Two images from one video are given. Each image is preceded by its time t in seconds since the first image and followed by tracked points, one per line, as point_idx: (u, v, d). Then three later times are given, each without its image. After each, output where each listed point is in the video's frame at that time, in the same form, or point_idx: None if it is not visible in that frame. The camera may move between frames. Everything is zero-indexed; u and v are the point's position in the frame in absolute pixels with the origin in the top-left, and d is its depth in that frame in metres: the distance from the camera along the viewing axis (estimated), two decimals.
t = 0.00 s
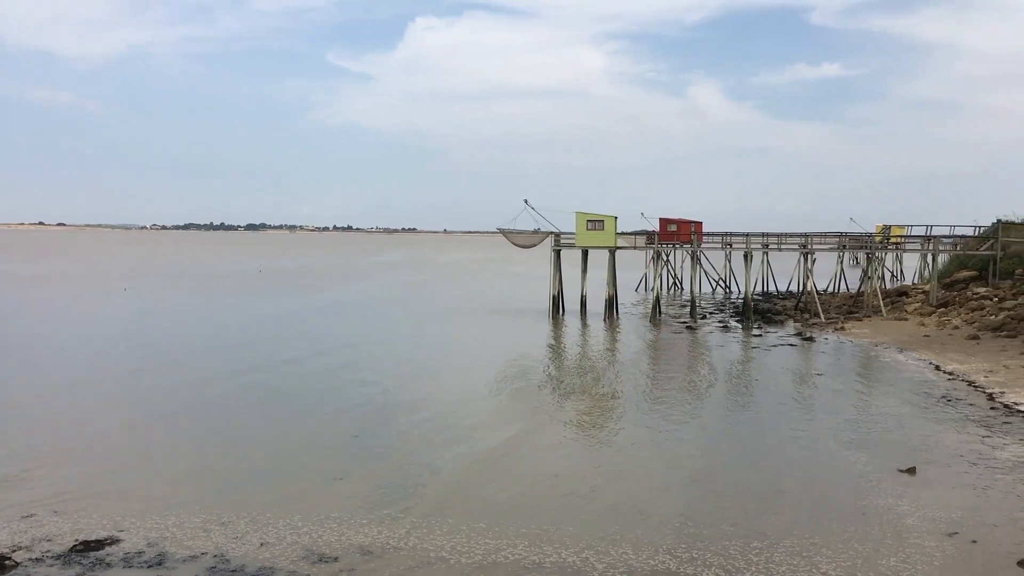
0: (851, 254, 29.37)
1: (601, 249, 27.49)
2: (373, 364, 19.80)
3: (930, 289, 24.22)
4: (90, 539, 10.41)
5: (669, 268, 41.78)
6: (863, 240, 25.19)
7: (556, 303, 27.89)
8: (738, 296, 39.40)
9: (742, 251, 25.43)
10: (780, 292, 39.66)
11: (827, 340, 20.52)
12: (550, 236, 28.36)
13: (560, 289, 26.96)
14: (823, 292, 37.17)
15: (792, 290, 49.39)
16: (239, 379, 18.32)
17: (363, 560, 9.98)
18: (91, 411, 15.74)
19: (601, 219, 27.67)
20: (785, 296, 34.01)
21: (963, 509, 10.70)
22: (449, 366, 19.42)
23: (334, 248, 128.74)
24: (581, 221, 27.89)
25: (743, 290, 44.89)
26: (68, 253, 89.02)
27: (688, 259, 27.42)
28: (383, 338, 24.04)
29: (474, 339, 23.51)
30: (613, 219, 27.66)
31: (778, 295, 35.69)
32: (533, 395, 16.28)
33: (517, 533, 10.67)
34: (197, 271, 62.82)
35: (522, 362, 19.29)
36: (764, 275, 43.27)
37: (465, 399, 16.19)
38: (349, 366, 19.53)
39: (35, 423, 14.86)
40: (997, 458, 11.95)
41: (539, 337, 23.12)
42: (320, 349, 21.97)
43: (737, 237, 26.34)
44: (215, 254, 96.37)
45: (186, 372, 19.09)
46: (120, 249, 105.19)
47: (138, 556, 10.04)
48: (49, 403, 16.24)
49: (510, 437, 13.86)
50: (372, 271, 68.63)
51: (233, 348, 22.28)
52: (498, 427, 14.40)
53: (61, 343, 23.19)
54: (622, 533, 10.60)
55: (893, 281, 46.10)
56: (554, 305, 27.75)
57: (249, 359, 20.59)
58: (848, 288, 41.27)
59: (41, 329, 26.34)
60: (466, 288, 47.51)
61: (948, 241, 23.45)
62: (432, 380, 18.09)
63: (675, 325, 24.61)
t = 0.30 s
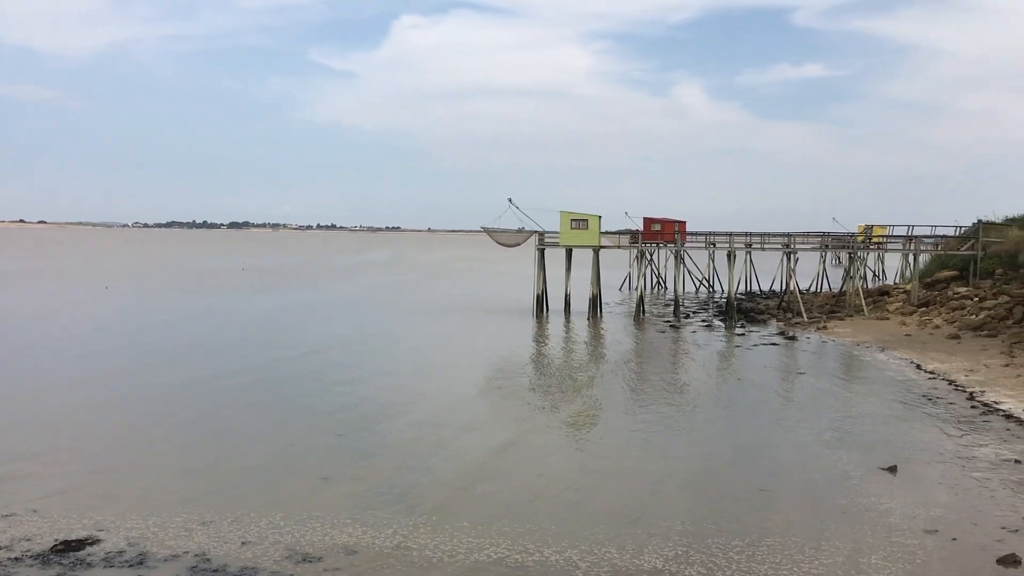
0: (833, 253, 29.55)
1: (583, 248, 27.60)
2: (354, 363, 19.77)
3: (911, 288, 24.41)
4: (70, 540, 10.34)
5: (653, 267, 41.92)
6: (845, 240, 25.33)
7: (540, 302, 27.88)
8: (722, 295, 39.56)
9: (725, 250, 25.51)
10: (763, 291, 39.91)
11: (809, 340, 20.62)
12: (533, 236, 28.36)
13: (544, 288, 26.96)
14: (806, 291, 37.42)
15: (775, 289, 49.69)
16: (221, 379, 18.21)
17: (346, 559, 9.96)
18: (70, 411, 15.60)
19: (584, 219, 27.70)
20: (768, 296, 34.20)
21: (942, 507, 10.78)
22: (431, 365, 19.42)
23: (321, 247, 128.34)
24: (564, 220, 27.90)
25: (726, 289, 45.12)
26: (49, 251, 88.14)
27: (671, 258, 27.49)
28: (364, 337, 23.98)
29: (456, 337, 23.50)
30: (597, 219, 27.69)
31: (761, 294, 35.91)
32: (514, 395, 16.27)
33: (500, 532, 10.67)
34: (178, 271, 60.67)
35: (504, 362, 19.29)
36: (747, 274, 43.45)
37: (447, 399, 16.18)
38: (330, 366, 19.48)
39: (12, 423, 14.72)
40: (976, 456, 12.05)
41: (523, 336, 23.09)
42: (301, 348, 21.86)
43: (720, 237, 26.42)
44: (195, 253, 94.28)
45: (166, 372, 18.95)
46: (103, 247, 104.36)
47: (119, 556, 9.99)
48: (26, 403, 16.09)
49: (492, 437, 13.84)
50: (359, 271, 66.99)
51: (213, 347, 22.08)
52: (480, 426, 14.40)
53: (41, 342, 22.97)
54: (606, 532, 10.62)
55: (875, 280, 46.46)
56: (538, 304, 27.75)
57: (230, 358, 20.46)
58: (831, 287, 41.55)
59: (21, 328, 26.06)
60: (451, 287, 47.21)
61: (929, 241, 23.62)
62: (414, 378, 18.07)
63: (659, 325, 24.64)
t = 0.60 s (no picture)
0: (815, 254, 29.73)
1: (564, 247, 27.69)
2: (334, 363, 19.72)
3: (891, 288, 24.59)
4: (48, 541, 10.27)
5: (636, 267, 42.07)
6: (827, 240, 25.47)
7: (523, 302, 27.88)
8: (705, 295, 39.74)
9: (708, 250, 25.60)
10: (745, 292, 40.12)
11: (790, 339, 20.73)
12: (517, 235, 28.36)
13: (527, 288, 26.95)
14: (788, 291, 37.68)
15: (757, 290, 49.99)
16: (201, 379, 18.10)
17: (328, 559, 9.94)
18: (47, 411, 15.46)
19: (567, 219, 27.75)
20: (750, 296, 34.35)
21: (921, 506, 10.87)
22: (412, 365, 19.41)
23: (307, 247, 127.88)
24: (548, 220, 27.93)
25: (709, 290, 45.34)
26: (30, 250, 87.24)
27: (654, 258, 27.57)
28: (346, 337, 23.92)
29: (437, 337, 23.49)
30: (580, 219, 27.74)
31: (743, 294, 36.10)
32: (496, 395, 16.27)
33: (482, 531, 10.67)
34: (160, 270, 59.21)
35: (486, 362, 19.29)
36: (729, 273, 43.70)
37: (428, 399, 16.17)
38: (310, 365, 19.42)
39: None
40: (955, 455, 12.16)
41: (506, 336, 23.08)
42: (280, 348, 21.77)
43: (702, 237, 26.51)
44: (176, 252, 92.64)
45: (145, 372, 18.83)
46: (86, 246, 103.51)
47: (98, 557, 9.94)
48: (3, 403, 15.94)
49: (474, 437, 13.83)
50: (344, 271, 65.87)
51: (192, 347, 21.92)
52: (461, 426, 14.39)
53: (20, 341, 22.76)
54: (587, 531, 10.64)
55: (855, 280, 46.86)
56: (521, 304, 27.75)
57: (210, 358, 20.34)
58: (812, 288, 41.85)
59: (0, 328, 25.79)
60: (433, 287, 47.04)
61: (909, 242, 23.80)
62: (395, 378, 18.05)
63: (642, 324, 24.69)
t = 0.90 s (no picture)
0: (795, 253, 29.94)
1: (546, 247, 27.64)
2: (313, 361, 19.65)
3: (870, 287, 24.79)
4: (24, 541, 10.18)
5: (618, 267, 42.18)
6: (807, 239, 25.62)
7: (504, 300, 27.86)
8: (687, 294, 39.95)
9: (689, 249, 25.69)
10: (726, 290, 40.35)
11: (770, 338, 20.85)
12: (499, 234, 28.34)
13: (509, 286, 26.93)
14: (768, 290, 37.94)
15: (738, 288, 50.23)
16: (179, 378, 17.99)
17: (309, 559, 9.92)
18: (23, 410, 15.34)
19: (549, 217, 27.74)
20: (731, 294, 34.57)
21: (897, 502, 10.97)
22: (391, 363, 19.38)
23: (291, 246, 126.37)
24: (529, 218, 27.92)
25: (690, 289, 45.55)
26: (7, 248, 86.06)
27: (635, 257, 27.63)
28: (326, 335, 23.82)
29: (417, 336, 23.46)
30: (562, 217, 27.75)
31: (723, 293, 36.31)
32: (476, 393, 16.26)
33: (464, 529, 10.69)
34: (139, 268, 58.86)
35: (466, 360, 19.27)
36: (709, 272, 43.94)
37: (408, 397, 16.16)
38: (290, 364, 19.34)
39: None
40: (931, 452, 12.28)
41: (487, 335, 23.08)
42: (259, 347, 21.66)
43: (683, 236, 26.60)
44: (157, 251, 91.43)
45: (122, 371, 18.70)
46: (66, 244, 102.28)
47: (76, 557, 9.87)
48: None
49: (454, 436, 13.82)
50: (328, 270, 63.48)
51: (169, 347, 21.75)
52: (441, 425, 14.38)
53: None
54: (568, 529, 10.66)
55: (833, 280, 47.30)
56: (502, 302, 27.74)
57: (187, 357, 20.23)
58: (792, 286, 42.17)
59: None
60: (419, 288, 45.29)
61: (888, 241, 23.99)
62: (375, 377, 18.01)
63: (623, 323, 24.75)
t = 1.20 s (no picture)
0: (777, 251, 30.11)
1: (532, 245, 27.76)
2: (295, 360, 19.57)
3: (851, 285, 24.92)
4: (3, 542, 10.10)
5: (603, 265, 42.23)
6: (789, 238, 25.66)
7: (488, 298, 27.83)
8: (670, 292, 40.11)
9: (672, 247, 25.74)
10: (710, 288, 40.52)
11: (753, 336, 20.93)
12: (482, 232, 28.29)
13: (492, 284, 26.90)
14: (752, 288, 38.14)
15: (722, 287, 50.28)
16: (161, 377, 17.90)
17: (291, 558, 9.89)
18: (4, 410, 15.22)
19: (532, 215, 27.75)
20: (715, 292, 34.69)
21: (878, 499, 11.05)
22: (373, 361, 19.36)
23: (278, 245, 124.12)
24: (513, 216, 27.92)
25: (675, 287, 45.64)
26: None
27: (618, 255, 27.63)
28: (309, 334, 23.69)
29: (400, 334, 23.40)
30: (545, 215, 27.78)
31: (706, 291, 36.39)
32: (457, 392, 16.23)
33: (448, 528, 10.68)
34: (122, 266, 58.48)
35: (449, 359, 19.25)
36: (692, 270, 44.17)
37: (391, 396, 16.16)
38: (271, 362, 19.26)
39: None
40: (911, 448, 12.38)
41: (471, 333, 23.09)
42: (241, 345, 21.60)
43: (666, 234, 26.64)
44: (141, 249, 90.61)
45: (104, 370, 18.59)
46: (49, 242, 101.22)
47: (56, 557, 9.80)
48: None
49: (437, 435, 13.78)
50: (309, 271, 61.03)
51: (150, 345, 21.65)
52: (423, 423, 14.36)
53: None
54: (551, 527, 10.67)
55: (816, 278, 47.63)
56: (486, 301, 27.70)
57: (168, 356, 20.14)
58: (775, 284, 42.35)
59: None
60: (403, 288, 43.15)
61: (870, 239, 24.13)
62: (358, 376, 17.96)
63: (607, 321, 24.78)
